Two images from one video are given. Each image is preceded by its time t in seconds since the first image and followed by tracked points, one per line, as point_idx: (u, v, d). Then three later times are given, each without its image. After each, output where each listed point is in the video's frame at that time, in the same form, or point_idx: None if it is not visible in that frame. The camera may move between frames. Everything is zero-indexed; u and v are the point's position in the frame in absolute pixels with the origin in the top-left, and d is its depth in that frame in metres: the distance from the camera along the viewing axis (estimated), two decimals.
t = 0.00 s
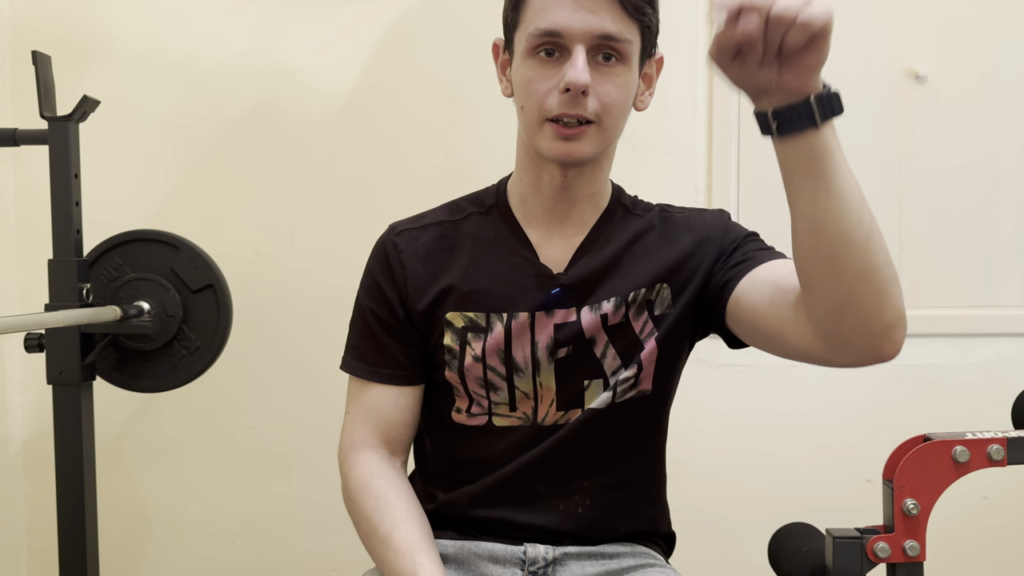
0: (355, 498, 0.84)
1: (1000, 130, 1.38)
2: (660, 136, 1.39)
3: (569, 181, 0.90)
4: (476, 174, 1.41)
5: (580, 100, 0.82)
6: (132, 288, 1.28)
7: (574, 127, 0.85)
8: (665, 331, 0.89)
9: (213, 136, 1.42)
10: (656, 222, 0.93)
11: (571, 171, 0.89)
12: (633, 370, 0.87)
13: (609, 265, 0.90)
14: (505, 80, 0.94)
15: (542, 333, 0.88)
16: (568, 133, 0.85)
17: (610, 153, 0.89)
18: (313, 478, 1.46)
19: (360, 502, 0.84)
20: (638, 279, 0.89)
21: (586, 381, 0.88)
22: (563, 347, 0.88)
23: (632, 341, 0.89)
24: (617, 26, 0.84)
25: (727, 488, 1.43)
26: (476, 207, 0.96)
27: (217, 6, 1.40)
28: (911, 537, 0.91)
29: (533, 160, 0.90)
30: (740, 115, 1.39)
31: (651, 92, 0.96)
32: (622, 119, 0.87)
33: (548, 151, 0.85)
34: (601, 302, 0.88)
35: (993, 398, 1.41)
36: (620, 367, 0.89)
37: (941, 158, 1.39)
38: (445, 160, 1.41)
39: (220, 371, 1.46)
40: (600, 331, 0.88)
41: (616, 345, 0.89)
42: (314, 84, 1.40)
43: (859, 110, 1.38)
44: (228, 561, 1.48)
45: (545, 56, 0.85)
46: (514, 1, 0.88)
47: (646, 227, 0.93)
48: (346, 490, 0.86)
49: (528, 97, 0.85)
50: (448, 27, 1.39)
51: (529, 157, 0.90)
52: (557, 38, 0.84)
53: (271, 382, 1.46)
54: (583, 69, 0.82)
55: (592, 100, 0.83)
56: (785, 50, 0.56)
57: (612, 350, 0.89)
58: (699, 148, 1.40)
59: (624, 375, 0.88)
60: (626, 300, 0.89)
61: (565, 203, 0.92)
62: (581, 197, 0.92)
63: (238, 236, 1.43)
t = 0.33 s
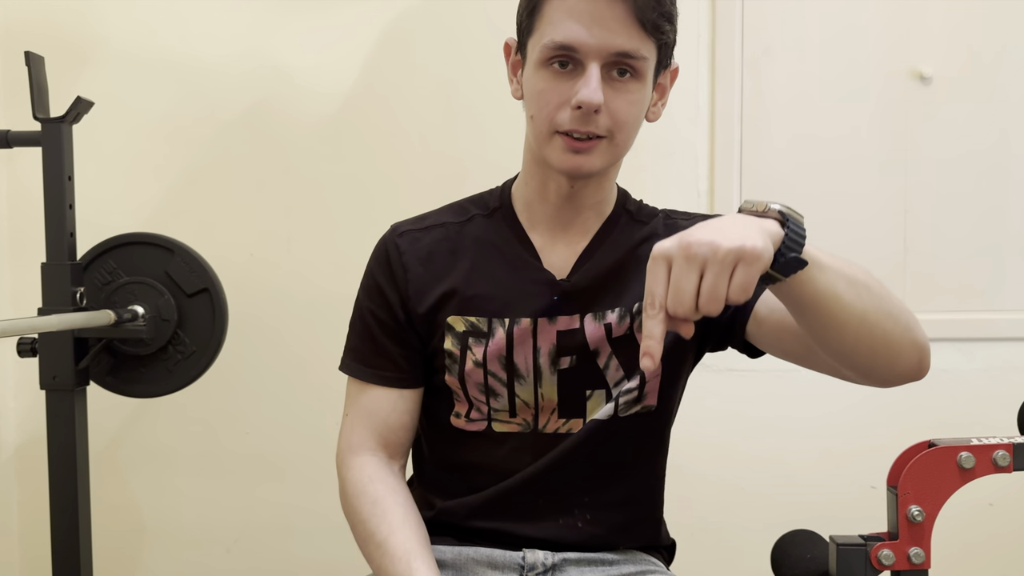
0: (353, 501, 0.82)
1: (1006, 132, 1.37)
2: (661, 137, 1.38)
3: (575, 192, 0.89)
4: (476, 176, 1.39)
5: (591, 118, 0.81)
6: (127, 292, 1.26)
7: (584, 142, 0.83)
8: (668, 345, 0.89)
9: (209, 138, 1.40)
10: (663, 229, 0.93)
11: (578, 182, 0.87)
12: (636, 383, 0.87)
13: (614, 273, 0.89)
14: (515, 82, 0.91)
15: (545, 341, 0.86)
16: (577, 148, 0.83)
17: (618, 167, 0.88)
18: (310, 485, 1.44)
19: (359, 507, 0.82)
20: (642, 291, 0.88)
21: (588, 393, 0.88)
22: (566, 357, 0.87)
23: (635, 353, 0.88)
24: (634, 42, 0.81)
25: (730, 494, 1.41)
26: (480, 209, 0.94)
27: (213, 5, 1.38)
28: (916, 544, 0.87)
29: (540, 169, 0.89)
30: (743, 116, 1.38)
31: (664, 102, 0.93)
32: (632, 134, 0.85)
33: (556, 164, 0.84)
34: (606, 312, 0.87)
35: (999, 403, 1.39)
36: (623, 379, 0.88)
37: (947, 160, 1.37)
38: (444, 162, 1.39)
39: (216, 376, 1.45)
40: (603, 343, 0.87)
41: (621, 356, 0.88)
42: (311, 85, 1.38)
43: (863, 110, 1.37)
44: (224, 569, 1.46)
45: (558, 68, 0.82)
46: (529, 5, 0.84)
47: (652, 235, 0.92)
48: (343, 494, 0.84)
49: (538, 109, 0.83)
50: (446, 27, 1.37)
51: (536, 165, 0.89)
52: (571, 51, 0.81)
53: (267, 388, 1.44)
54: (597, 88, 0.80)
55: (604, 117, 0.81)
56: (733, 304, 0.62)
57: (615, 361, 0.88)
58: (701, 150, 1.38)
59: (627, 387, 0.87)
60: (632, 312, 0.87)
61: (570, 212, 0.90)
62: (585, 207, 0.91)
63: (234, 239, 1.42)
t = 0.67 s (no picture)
0: (351, 506, 0.80)
1: (1012, 134, 1.35)
2: (663, 139, 1.36)
3: (579, 197, 0.87)
4: (475, 178, 1.38)
5: (600, 121, 0.79)
6: (120, 296, 1.24)
7: (591, 146, 0.82)
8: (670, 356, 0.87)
9: (205, 140, 1.38)
10: (667, 237, 0.91)
11: (582, 187, 0.86)
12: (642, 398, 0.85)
13: (618, 280, 0.87)
14: (520, 82, 0.90)
15: (549, 347, 0.84)
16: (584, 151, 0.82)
17: (624, 171, 0.86)
18: (307, 491, 1.42)
19: (356, 512, 0.80)
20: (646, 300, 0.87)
21: (591, 405, 0.85)
22: (570, 366, 0.85)
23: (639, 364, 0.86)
24: (643, 44, 0.79)
25: (733, 501, 1.39)
26: (483, 212, 0.92)
27: (208, 6, 1.37)
28: (920, 551, 0.86)
29: (543, 173, 0.87)
30: (746, 118, 1.36)
31: (669, 105, 0.92)
32: (639, 138, 0.84)
33: (562, 168, 0.82)
34: (610, 321, 0.85)
35: (1005, 408, 1.37)
36: (627, 392, 0.86)
37: (952, 162, 1.36)
38: (443, 164, 1.38)
39: (211, 381, 1.42)
40: (608, 353, 0.85)
41: (625, 368, 0.86)
42: (308, 86, 1.37)
43: (867, 111, 1.35)
44: None
45: (565, 69, 0.80)
46: (536, 5, 0.83)
47: (656, 243, 0.90)
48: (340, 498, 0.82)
49: (544, 111, 0.82)
50: (445, 28, 1.36)
51: (540, 168, 0.87)
52: (579, 53, 0.79)
53: (264, 393, 1.42)
54: (606, 90, 0.78)
55: (612, 120, 0.80)
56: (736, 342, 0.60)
57: (619, 373, 0.86)
58: (703, 152, 1.37)
59: (631, 400, 0.86)
60: (636, 321, 0.85)
61: (574, 215, 0.89)
62: (591, 211, 0.89)
63: (230, 242, 1.40)
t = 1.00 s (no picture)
0: (347, 509, 0.82)
1: (1017, 136, 1.34)
2: (665, 141, 1.35)
3: (590, 180, 0.87)
4: (474, 180, 1.36)
5: (612, 86, 0.81)
6: (114, 300, 1.22)
7: (603, 116, 0.83)
8: (660, 384, 0.87)
9: (200, 142, 1.37)
10: (673, 257, 0.90)
11: (593, 167, 0.86)
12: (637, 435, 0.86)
13: (617, 293, 0.88)
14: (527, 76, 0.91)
15: (552, 350, 0.85)
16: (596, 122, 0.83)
17: (635, 149, 0.87)
18: (303, 499, 1.40)
19: (353, 515, 0.81)
20: (644, 320, 0.87)
21: (582, 422, 0.85)
22: (569, 372, 0.86)
23: (627, 386, 0.86)
24: (650, 18, 0.83)
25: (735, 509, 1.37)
26: (488, 209, 0.93)
27: (203, 6, 1.35)
28: (926, 560, 0.86)
29: (552, 158, 0.88)
30: (748, 120, 1.34)
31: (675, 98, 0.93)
32: (650, 115, 0.86)
33: (575, 140, 0.83)
34: (603, 333, 0.86)
35: (1011, 414, 1.36)
36: (611, 411, 0.86)
37: (957, 165, 1.34)
38: (442, 167, 1.36)
39: (206, 386, 1.40)
40: (598, 368, 0.86)
41: (611, 387, 0.86)
42: (304, 86, 1.35)
43: (871, 113, 1.34)
44: None
45: (574, 44, 0.83)
46: None
47: (660, 263, 0.89)
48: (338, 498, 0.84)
49: (555, 84, 0.83)
50: (443, 29, 1.34)
51: (549, 148, 0.87)
52: (588, 25, 0.82)
53: (259, 399, 1.40)
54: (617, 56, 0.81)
55: (623, 87, 0.82)
56: None
57: (605, 391, 0.86)
58: (705, 154, 1.35)
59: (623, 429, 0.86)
60: (628, 339, 0.86)
61: (583, 202, 0.89)
62: (600, 198, 0.89)
63: (225, 245, 1.38)
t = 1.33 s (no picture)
0: (353, 514, 0.80)
1: None
2: (667, 143, 1.33)
3: (594, 179, 0.86)
4: (474, 183, 1.34)
5: (645, 87, 0.81)
6: (108, 304, 1.20)
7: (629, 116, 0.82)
8: (659, 380, 0.86)
9: (197, 144, 1.35)
10: (668, 256, 0.89)
11: (599, 167, 0.85)
12: (636, 429, 0.84)
13: (613, 290, 0.87)
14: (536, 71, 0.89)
15: (551, 346, 0.84)
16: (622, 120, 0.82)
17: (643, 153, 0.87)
18: (301, 505, 1.38)
19: (359, 521, 0.80)
20: (641, 316, 0.86)
21: (581, 417, 0.84)
22: (568, 367, 0.84)
23: (626, 380, 0.85)
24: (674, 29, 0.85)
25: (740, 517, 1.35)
26: (485, 213, 0.92)
27: (199, 6, 1.34)
28: (931, 568, 0.85)
29: (561, 152, 0.86)
30: (751, 122, 1.33)
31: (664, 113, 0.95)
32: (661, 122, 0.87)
33: (603, 135, 0.81)
34: (600, 329, 0.85)
35: (1018, 419, 1.34)
36: (609, 407, 0.85)
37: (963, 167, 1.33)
38: (441, 169, 1.34)
39: (202, 391, 1.39)
40: (595, 363, 0.85)
41: (609, 381, 0.85)
42: (302, 87, 1.34)
43: (876, 115, 1.32)
44: None
45: (605, 40, 0.82)
46: None
47: (654, 260, 0.88)
48: (342, 503, 0.82)
49: (585, 78, 0.81)
50: (443, 30, 1.33)
51: (563, 144, 0.85)
52: (623, 24, 0.81)
53: (256, 404, 1.38)
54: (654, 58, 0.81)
55: (652, 90, 0.82)
56: None
57: (603, 386, 0.85)
58: (707, 156, 1.34)
59: (625, 428, 0.84)
60: (626, 334, 0.85)
61: (584, 201, 0.88)
62: (601, 197, 0.88)
63: (221, 249, 1.36)
